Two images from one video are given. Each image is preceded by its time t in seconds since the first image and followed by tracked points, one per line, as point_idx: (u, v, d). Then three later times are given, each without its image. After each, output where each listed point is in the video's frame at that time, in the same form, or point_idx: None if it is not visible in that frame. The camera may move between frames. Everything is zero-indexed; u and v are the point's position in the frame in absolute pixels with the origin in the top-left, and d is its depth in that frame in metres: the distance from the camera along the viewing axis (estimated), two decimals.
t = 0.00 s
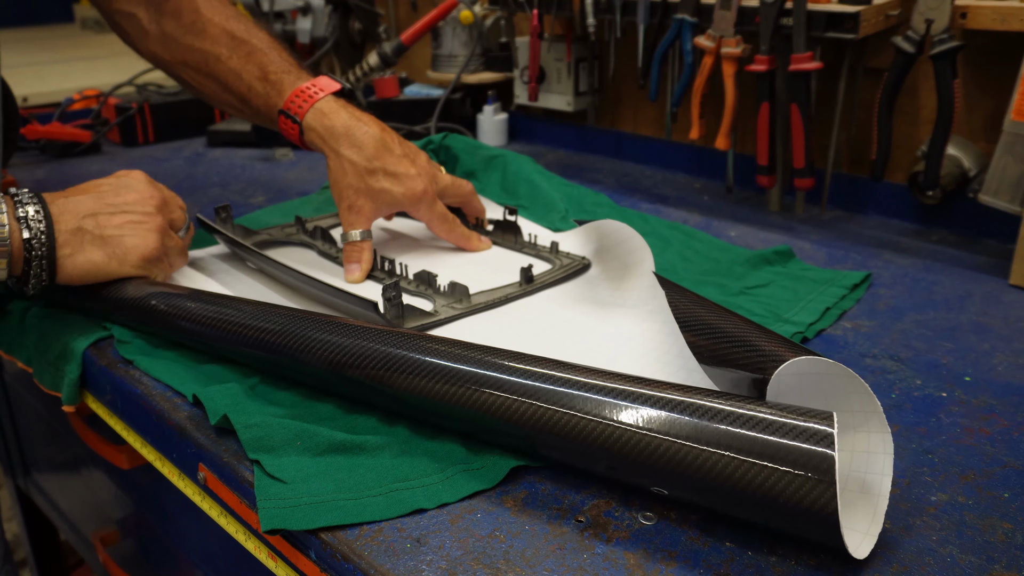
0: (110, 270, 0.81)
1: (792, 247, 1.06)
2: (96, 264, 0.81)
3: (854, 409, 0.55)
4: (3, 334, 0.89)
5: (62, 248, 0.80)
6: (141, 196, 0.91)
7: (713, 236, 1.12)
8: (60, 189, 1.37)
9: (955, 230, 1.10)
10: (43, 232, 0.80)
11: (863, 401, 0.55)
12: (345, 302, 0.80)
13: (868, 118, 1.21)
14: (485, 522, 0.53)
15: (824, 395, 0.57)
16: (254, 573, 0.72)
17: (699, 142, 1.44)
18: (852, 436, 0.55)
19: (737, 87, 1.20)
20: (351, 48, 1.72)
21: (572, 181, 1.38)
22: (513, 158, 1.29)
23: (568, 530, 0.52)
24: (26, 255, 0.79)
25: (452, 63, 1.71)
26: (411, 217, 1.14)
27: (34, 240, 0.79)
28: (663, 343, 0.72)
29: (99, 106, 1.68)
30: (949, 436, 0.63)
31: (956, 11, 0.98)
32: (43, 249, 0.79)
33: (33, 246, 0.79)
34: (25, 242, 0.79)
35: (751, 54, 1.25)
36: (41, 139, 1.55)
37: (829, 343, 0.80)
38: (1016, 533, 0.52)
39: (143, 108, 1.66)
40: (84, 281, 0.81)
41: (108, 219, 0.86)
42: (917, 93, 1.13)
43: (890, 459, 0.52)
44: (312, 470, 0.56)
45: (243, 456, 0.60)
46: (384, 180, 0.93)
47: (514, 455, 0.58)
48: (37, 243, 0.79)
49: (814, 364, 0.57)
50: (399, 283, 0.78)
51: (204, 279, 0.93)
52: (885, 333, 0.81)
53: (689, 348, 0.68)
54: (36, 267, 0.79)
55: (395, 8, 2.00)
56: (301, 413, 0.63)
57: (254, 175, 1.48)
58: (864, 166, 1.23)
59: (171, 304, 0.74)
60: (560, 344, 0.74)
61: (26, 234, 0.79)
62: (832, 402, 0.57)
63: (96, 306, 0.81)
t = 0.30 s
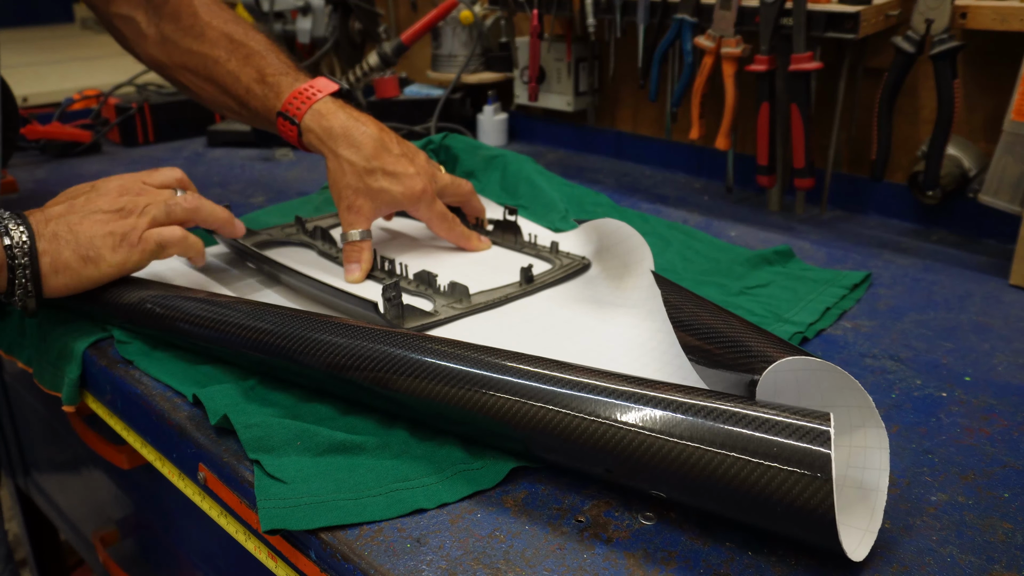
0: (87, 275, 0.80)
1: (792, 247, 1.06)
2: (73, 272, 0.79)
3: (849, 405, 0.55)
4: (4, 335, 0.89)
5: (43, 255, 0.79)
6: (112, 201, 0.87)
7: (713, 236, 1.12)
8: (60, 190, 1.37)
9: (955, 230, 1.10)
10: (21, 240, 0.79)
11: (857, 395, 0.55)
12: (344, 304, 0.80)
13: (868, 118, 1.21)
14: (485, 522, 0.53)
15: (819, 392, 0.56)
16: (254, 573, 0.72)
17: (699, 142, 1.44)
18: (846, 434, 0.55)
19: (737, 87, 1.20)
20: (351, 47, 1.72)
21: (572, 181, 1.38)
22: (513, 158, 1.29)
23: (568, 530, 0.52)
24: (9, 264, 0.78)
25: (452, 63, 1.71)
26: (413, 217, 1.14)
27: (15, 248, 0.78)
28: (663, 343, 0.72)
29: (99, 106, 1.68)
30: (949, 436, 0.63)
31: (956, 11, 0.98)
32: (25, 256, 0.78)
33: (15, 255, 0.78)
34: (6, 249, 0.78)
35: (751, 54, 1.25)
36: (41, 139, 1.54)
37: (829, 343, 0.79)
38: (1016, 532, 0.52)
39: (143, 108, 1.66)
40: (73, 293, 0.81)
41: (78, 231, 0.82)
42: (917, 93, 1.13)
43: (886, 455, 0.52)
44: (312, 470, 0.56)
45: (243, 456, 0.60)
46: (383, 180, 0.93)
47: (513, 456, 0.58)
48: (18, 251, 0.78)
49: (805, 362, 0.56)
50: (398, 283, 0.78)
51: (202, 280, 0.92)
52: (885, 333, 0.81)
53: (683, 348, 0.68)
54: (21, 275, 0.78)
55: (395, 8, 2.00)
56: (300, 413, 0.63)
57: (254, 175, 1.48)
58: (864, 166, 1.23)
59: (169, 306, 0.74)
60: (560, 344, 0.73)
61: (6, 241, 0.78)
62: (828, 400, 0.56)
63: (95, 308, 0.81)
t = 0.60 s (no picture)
0: (95, 264, 0.80)
1: (792, 247, 1.06)
2: (83, 260, 0.80)
3: (853, 408, 0.55)
4: (3, 335, 0.89)
5: (52, 239, 0.80)
6: (132, 198, 0.88)
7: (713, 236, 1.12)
8: (60, 190, 1.37)
9: (955, 230, 1.10)
10: (35, 222, 0.80)
11: (860, 399, 0.55)
12: (343, 305, 0.80)
13: (868, 117, 1.21)
14: (485, 522, 0.53)
15: (823, 395, 0.57)
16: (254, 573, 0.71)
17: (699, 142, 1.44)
18: (850, 436, 0.55)
19: (737, 87, 1.20)
20: (351, 48, 1.70)
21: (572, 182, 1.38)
22: (514, 158, 1.29)
23: (568, 530, 0.52)
24: (19, 244, 0.79)
25: (452, 63, 1.71)
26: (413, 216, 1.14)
27: (27, 229, 0.79)
28: (663, 345, 0.72)
29: (99, 106, 1.68)
30: (949, 436, 0.63)
31: (956, 11, 0.98)
32: (35, 239, 0.79)
33: (25, 235, 0.79)
34: (18, 229, 0.79)
35: (751, 54, 1.25)
36: (41, 139, 1.54)
37: (829, 343, 0.79)
38: (1016, 533, 0.52)
39: (143, 108, 1.66)
40: (79, 282, 0.81)
41: (96, 224, 0.82)
42: (917, 93, 1.13)
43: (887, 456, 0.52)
44: (312, 470, 0.55)
45: (243, 456, 0.60)
46: (382, 180, 0.93)
47: (513, 456, 0.58)
48: (29, 234, 0.79)
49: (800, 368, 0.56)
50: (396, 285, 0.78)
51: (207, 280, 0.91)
52: (885, 333, 0.81)
53: (685, 348, 0.68)
54: (29, 255, 0.79)
55: (395, 8, 2.00)
56: (300, 413, 0.63)
57: (254, 175, 1.48)
58: (864, 166, 1.23)
59: (168, 304, 0.74)
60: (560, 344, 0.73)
61: (18, 221, 0.80)
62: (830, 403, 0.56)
63: (94, 308, 0.81)
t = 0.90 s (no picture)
0: (92, 260, 0.80)
1: (792, 247, 1.06)
2: (82, 257, 0.80)
3: (853, 409, 0.55)
4: (3, 335, 0.89)
5: (50, 235, 0.80)
6: (132, 196, 0.87)
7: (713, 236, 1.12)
8: (60, 190, 1.37)
9: (955, 230, 1.10)
10: (32, 218, 0.80)
11: (861, 400, 0.55)
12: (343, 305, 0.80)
13: (868, 117, 1.21)
14: (485, 522, 0.53)
15: (823, 396, 0.57)
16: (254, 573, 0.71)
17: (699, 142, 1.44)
18: (850, 437, 0.55)
19: (737, 87, 1.20)
20: (351, 47, 1.69)
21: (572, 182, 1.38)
22: (514, 157, 1.29)
23: (568, 530, 0.52)
24: (16, 240, 0.79)
25: (452, 63, 1.71)
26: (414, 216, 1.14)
27: (24, 225, 0.80)
28: (663, 344, 0.72)
29: (99, 106, 1.68)
30: (949, 436, 0.63)
31: (956, 11, 0.98)
32: (33, 235, 0.79)
33: (23, 231, 0.79)
34: (14, 225, 0.79)
35: (751, 54, 1.25)
36: (41, 139, 1.54)
37: (829, 343, 0.79)
38: (1016, 533, 0.52)
39: (143, 108, 1.66)
40: (78, 278, 0.82)
41: (94, 221, 0.82)
42: (917, 93, 1.13)
43: (888, 458, 0.52)
44: (312, 470, 0.55)
45: (243, 456, 0.60)
46: (381, 180, 0.93)
47: (513, 456, 0.58)
48: (26, 230, 0.79)
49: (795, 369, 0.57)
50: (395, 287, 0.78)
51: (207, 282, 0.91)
52: (885, 333, 0.81)
53: (685, 348, 0.68)
54: (26, 251, 0.79)
55: (395, 8, 2.00)
56: (300, 413, 0.63)
57: (254, 174, 1.48)
58: (864, 166, 1.23)
59: (167, 303, 0.74)
60: (561, 344, 0.74)
61: (15, 217, 0.80)
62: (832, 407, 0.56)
63: (94, 307, 0.81)
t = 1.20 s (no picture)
0: (98, 250, 0.81)
1: (792, 247, 1.06)
2: (87, 247, 0.80)
3: (857, 416, 0.55)
4: (3, 335, 0.89)
5: (57, 224, 0.80)
6: (141, 191, 0.88)
7: (713, 236, 1.12)
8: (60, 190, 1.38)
9: (955, 229, 1.10)
10: (39, 206, 0.79)
11: (866, 407, 0.54)
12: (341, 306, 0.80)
13: (868, 117, 1.21)
14: (485, 522, 0.53)
15: (828, 402, 0.57)
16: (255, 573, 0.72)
17: (699, 142, 1.44)
18: (853, 444, 0.55)
19: (737, 86, 1.20)
20: (351, 48, 1.73)
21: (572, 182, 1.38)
22: (513, 157, 1.29)
23: (568, 530, 0.52)
24: (23, 228, 0.79)
25: (452, 63, 1.71)
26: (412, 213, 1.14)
27: (31, 212, 0.79)
28: (662, 341, 0.72)
29: (99, 106, 1.68)
30: (949, 436, 0.63)
31: (956, 11, 0.98)
32: (40, 224, 0.79)
33: (30, 218, 0.79)
34: (22, 213, 0.79)
35: (751, 55, 1.25)
36: (42, 139, 1.55)
37: (829, 343, 0.80)
38: (1016, 533, 0.52)
39: (143, 108, 1.66)
40: (81, 269, 0.81)
41: (102, 211, 0.83)
42: (917, 93, 1.13)
43: (893, 468, 0.52)
44: (312, 470, 0.56)
45: (243, 456, 0.60)
46: (374, 179, 0.94)
47: (513, 456, 0.58)
48: (34, 218, 0.79)
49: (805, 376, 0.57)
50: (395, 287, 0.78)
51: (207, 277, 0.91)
52: (885, 332, 0.81)
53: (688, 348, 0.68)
54: (33, 239, 0.79)
55: (395, 8, 2.00)
56: (301, 411, 0.64)
57: (254, 175, 1.48)
58: (864, 166, 1.23)
59: (175, 298, 0.75)
60: (561, 342, 0.74)
61: (22, 204, 0.79)
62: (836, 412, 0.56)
63: (104, 302, 0.82)
